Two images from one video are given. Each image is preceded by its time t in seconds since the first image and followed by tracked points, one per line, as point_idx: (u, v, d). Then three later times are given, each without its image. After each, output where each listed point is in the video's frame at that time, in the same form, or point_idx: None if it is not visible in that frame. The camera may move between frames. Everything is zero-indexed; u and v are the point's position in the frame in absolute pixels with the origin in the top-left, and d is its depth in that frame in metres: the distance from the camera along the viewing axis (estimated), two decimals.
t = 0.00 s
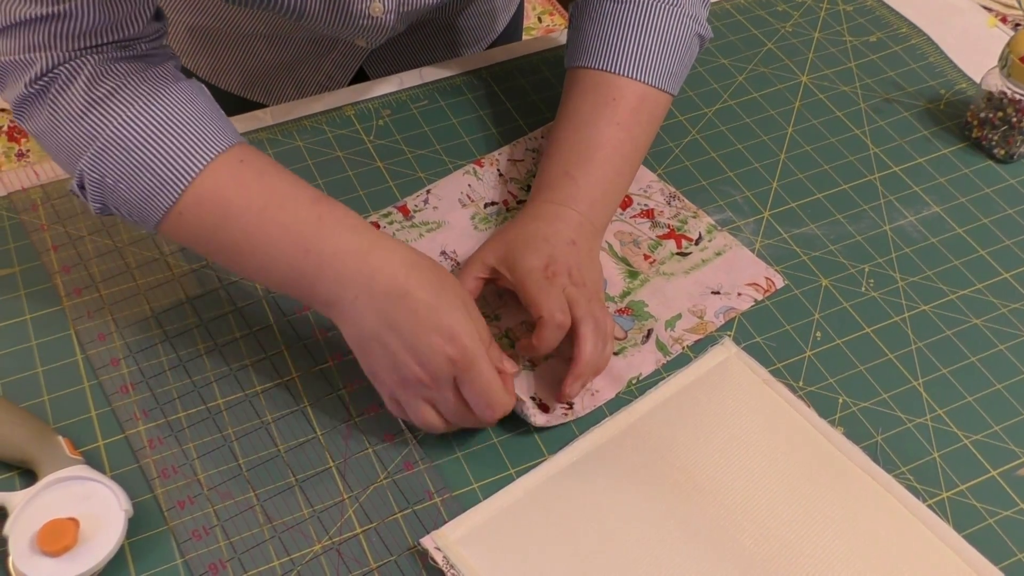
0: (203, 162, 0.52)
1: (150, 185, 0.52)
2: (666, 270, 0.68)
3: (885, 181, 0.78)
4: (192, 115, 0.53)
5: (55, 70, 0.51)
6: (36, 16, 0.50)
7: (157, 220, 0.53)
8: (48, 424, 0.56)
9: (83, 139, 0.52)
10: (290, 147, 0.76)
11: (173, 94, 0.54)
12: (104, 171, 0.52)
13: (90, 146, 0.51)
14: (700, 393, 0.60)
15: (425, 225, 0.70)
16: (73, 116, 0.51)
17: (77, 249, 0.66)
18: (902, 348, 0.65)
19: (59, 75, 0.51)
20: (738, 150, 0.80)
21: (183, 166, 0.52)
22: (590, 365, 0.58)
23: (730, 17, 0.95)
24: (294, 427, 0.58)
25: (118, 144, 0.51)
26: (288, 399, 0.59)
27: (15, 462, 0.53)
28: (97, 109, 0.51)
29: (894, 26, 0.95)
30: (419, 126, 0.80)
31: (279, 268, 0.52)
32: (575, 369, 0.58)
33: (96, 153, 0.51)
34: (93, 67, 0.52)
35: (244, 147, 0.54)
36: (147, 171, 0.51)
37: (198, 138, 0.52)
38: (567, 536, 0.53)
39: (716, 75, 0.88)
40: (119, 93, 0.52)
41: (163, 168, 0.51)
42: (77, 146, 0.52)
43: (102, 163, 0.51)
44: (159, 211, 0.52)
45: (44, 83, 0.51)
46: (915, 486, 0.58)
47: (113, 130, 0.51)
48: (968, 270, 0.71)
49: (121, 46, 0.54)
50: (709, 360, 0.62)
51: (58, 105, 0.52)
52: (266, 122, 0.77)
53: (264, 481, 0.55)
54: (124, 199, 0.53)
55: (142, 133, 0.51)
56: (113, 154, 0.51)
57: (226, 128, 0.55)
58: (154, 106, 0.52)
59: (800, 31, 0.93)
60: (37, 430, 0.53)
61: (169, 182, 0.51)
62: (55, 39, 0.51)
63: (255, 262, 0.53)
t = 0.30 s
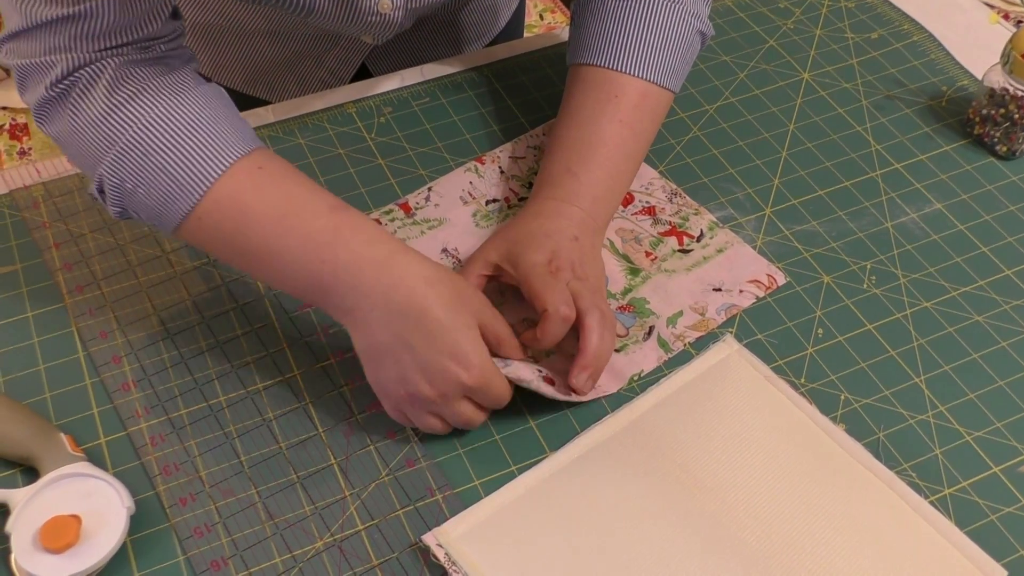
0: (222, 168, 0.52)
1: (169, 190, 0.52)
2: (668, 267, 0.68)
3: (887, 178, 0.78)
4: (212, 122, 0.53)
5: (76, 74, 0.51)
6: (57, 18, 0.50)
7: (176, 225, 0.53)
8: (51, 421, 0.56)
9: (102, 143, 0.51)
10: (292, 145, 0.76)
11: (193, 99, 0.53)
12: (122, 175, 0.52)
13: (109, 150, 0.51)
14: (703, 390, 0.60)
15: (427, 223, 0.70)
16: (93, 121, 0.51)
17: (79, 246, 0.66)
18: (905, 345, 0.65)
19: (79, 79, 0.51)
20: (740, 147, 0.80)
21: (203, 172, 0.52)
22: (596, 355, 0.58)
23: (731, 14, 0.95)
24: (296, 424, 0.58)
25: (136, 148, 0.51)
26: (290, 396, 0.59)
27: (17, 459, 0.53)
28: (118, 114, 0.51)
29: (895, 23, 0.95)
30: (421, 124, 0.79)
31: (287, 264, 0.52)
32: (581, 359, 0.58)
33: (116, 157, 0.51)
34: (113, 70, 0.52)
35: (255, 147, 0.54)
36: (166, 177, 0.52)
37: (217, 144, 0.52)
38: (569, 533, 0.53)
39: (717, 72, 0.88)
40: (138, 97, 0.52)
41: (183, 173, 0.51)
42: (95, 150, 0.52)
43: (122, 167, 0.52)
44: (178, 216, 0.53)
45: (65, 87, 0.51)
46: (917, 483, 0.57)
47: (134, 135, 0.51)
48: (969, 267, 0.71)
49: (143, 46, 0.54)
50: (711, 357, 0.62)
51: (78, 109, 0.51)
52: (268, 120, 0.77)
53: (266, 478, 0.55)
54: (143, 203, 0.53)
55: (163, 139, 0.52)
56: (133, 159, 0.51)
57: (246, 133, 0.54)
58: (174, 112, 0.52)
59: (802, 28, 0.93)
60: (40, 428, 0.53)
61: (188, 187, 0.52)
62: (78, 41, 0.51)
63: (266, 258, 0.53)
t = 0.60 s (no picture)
0: (200, 173, 0.51)
1: (145, 193, 0.51)
2: (669, 264, 0.68)
3: (889, 176, 0.78)
4: (195, 127, 0.53)
5: (60, 72, 0.51)
6: (47, 14, 0.50)
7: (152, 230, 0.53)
8: (53, 418, 0.56)
9: (82, 142, 0.51)
10: (294, 142, 0.76)
11: (178, 103, 0.53)
12: (100, 176, 0.51)
13: (88, 150, 0.51)
14: (704, 388, 0.60)
15: (428, 220, 0.70)
16: (75, 120, 0.51)
17: (82, 244, 0.66)
18: (906, 342, 0.65)
19: (64, 78, 0.51)
20: (741, 144, 0.80)
21: (182, 176, 0.51)
22: (596, 353, 0.58)
23: (733, 12, 0.94)
24: (298, 422, 0.58)
25: (116, 149, 0.51)
26: (291, 393, 0.59)
27: (19, 456, 0.53)
28: (101, 115, 0.51)
29: (897, 21, 0.95)
30: (423, 121, 0.79)
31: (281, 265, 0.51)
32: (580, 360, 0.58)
33: (95, 157, 0.51)
34: (99, 70, 0.52)
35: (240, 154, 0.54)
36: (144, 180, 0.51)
37: (198, 149, 0.52)
38: (570, 530, 0.53)
39: (719, 70, 0.88)
40: (122, 98, 0.52)
41: (161, 177, 0.51)
42: (76, 149, 0.52)
43: (101, 168, 0.51)
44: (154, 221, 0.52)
45: (48, 86, 0.51)
46: (919, 481, 0.57)
47: (114, 136, 0.51)
48: (971, 264, 0.71)
49: (131, 47, 0.54)
50: (713, 355, 0.62)
51: (62, 108, 0.51)
52: (270, 118, 0.77)
53: (268, 475, 0.55)
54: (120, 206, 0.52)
55: (143, 142, 0.51)
56: (112, 161, 0.51)
57: (230, 140, 0.54)
58: (157, 114, 0.52)
59: (804, 26, 0.93)
60: (41, 425, 0.53)
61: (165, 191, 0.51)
62: (66, 37, 0.51)
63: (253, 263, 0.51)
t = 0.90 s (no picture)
0: (158, 146, 0.52)
1: (102, 166, 0.52)
2: (671, 261, 0.68)
3: (891, 173, 0.77)
4: (153, 101, 0.53)
5: (17, 49, 0.51)
6: (13, 1, 0.49)
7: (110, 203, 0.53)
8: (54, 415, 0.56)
9: (40, 115, 0.52)
10: (295, 140, 0.76)
11: (136, 79, 0.54)
12: (59, 149, 0.52)
13: (46, 125, 0.52)
14: (706, 385, 0.60)
15: (429, 217, 0.70)
16: (32, 94, 0.52)
17: (83, 241, 0.66)
18: (908, 339, 0.65)
19: (21, 54, 0.51)
20: (743, 141, 0.80)
21: (138, 149, 0.51)
22: (570, 370, 0.59)
23: (734, 9, 0.94)
24: (299, 419, 0.58)
25: (76, 123, 0.52)
26: (292, 390, 0.59)
27: (20, 453, 0.53)
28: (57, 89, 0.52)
29: (899, 17, 0.94)
30: (424, 119, 0.79)
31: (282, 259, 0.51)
32: (557, 375, 0.59)
33: (54, 131, 0.52)
34: (56, 46, 0.52)
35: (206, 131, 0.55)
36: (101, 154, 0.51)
37: (156, 123, 0.52)
38: (572, 527, 0.53)
39: (720, 67, 0.88)
40: (79, 74, 0.52)
41: (117, 150, 0.51)
42: (33, 123, 0.52)
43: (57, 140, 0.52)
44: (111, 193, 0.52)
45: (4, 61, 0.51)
46: (921, 477, 0.57)
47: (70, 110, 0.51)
48: (973, 261, 0.71)
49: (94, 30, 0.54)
50: (714, 351, 0.62)
51: (19, 83, 0.52)
52: (271, 115, 0.77)
53: (269, 472, 0.55)
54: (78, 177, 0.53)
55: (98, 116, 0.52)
56: (69, 133, 0.52)
57: (190, 116, 0.55)
58: (116, 90, 0.53)
59: (805, 23, 0.93)
60: (42, 421, 0.53)
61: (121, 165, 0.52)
62: (28, 21, 0.51)
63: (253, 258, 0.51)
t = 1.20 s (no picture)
0: (171, 140, 0.52)
1: (117, 161, 0.52)
2: (673, 260, 0.68)
3: (893, 171, 0.77)
4: (162, 94, 0.53)
5: (29, 44, 0.51)
6: None
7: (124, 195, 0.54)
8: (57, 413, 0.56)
9: (55, 110, 0.52)
10: (298, 138, 0.76)
11: (147, 73, 0.54)
12: (73, 143, 0.52)
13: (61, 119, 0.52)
14: (708, 383, 0.60)
15: (432, 215, 0.70)
16: (45, 89, 0.52)
17: (86, 238, 0.66)
18: (911, 338, 0.65)
19: (32, 49, 0.51)
20: (745, 140, 0.80)
21: (151, 141, 0.52)
22: (574, 372, 0.59)
23: (737, 8, 0.94)
24: (302, 417, 0.58)
25: (90, 116, 0.52)
26: (295, 388, 0.59)
27: (23, 450, 0.53)
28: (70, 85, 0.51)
29: (903, 16, 0.94)
30: (427, 117, 0.79)
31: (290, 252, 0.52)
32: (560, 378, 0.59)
33: (68, 125, 0.52)
34: (67, 42, 0.52)
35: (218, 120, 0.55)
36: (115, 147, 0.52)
37: (166, 117, 0.52)
38: (574, 526, 0.52)
39: (723, 65, 0.88)
40: (92, 69, 0.52)
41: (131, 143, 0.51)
42: (48, 117, 0.52)
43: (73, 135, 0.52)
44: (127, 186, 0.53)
45: (16, 57, 0.51)
46: (924, 476, 0.57)
47: (83, 105, 0.52)
48: (976, 260, 0.71)
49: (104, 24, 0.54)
50: (717, 350, 0.62)
51: (31, 78, 0.52)
52: (274, 113, 0.77)
53: (272, 470, 0.55)
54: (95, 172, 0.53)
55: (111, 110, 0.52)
56: (83, 128, 0.52)
57: (199, 108, 0.55)
58: (127, 82, 0.52)
59: (808, 22, 0.93)
60: (46, 418, 0.53)
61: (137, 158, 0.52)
62: (38, 16, 0.51)
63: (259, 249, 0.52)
